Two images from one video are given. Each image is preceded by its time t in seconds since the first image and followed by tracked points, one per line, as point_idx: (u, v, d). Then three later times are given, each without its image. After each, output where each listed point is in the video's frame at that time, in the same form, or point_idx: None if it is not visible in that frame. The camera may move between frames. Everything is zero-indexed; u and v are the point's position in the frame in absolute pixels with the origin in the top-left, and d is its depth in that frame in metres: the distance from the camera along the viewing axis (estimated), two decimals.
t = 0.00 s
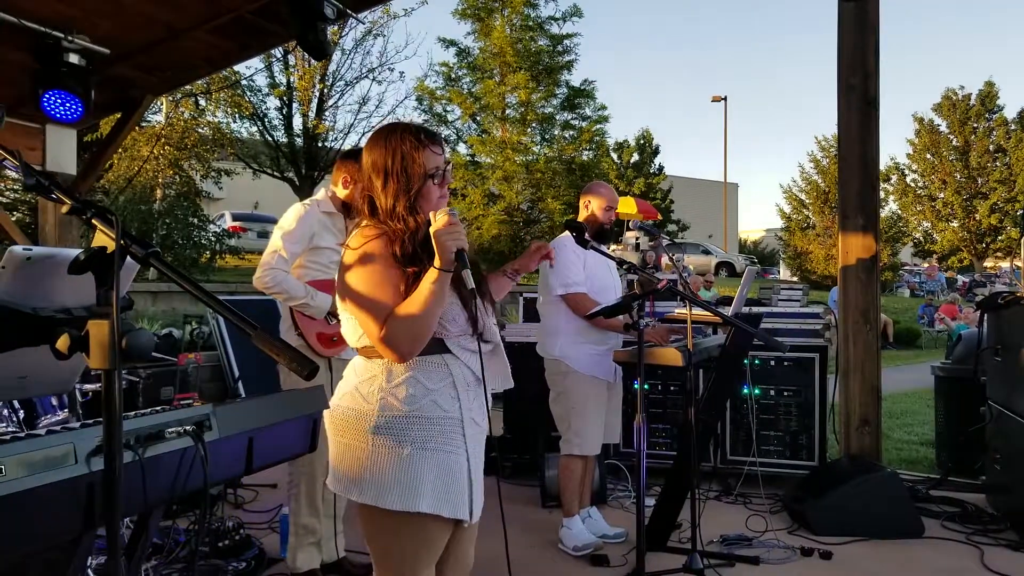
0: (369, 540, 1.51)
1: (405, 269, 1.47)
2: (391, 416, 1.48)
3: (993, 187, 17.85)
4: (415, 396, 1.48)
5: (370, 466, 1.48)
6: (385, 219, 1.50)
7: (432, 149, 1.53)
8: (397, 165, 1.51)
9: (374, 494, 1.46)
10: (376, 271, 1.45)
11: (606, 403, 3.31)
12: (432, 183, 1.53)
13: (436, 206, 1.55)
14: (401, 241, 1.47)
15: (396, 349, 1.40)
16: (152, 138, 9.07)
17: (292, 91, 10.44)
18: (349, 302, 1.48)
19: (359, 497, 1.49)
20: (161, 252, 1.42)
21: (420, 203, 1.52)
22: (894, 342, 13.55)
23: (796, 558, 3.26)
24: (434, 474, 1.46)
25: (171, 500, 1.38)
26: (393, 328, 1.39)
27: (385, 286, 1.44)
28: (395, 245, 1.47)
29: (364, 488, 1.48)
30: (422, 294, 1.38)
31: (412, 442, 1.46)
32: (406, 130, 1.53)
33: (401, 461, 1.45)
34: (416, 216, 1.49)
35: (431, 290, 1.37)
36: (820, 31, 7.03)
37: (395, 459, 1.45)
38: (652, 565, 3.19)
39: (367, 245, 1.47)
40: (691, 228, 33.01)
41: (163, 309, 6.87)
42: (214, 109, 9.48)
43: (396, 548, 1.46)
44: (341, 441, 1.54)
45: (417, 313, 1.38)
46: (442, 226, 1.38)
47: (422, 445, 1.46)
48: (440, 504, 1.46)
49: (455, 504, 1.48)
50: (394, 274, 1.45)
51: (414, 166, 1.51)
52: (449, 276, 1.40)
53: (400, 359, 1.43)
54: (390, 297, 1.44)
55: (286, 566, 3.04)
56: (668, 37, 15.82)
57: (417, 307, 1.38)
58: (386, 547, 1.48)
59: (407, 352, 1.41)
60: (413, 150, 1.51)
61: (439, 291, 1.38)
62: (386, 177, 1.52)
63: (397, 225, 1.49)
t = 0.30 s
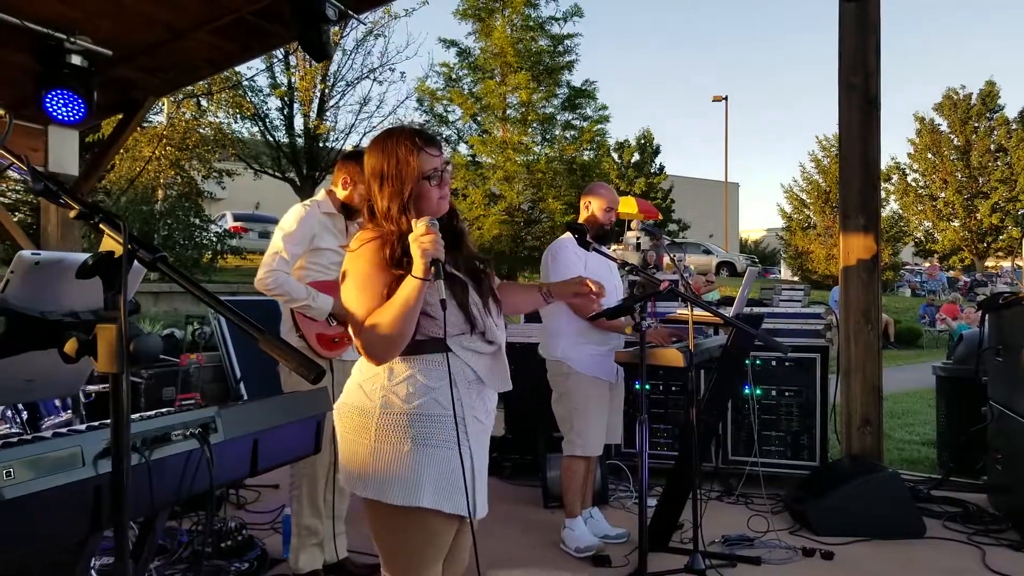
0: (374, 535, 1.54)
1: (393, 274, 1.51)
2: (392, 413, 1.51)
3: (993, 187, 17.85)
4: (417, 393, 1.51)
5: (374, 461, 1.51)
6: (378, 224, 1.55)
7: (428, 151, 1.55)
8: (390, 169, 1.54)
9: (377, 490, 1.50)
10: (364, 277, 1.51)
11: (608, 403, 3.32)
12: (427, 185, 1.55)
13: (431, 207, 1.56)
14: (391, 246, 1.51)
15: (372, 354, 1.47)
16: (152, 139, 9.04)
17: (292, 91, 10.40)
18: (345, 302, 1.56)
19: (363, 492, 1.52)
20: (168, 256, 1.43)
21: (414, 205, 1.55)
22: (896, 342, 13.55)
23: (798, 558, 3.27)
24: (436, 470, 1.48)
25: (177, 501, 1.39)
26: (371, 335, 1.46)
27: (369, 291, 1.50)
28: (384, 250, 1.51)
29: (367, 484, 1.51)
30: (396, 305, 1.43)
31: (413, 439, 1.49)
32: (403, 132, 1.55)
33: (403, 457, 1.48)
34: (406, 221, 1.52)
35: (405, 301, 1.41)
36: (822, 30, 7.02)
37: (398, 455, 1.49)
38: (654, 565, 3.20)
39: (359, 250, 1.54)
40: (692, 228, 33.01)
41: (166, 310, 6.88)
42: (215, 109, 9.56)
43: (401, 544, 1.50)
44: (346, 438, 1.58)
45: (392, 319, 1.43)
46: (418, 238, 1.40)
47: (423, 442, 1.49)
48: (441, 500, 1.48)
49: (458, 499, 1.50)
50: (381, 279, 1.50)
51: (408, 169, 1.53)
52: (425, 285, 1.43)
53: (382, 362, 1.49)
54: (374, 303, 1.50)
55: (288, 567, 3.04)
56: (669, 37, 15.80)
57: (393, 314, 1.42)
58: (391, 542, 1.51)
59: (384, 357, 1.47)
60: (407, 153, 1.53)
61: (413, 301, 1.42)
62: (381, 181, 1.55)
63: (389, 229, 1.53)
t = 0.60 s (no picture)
0: (386, 532, 1.59)
1: (391, 278, 1.54)
2: (397, 414, 1.55)
3: (994, 186, 17.86)
4: (420, 395, 1.54)
5: (380, 462, 1.55)
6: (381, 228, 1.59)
7: (432, 158, 1.57)
8: (394, 175, 1.57)
9: (384, 489, 1.55)
10: (364, 280, 1.56)
11: (611, 405, 3.32)
12: (429, 190, 1.57)
13: (433, 212, 1.59)
14: (390, 251, 1.55)
15: (364, 357, 1.52)
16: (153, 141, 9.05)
17: (293, 93, 10.40)
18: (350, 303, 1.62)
19: (371, 491, 1.57)
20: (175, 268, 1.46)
21: (418, 209, 1.57)
22: (897, 342, 13.56)
23: (800, 559, 3.28)
24: (440, 472, 1.52)
25: (184, 507, 1.41)
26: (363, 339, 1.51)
27: (368, 294, 1.55)
28: (383, 254, 1.55)
29: (374, 484, 1.56)
30: (386, 312, 1.47)
31: (417, 440, 1.53)
32: (409, 138, 1.58)
33: (407, 457, 1.52)
34: (406, 227, 1.55)
35: (394, 309, 1.45)
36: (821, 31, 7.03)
37: (403, 456, 1.53)
38: (655, 567, 3.21)
39: (362, 253, 1.58)
40: (692, 228, 33.03)
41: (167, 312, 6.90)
42: (216, 112, 9.69)
43: (410, 542, 1.55)
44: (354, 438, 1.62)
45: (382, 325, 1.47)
46: (408, 248, 1.42)
47: (427, 444, 1.52)
48: (443, 499, 1.52)
49: (462, 500, 1.54)
50: (380, 284, 1.54)
51: (411, 174, 1.55)
52: (415, 293, 1.45)
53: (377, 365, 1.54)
54: (371, 306, 1.54)
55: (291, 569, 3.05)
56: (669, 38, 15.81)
57: (384, 320, 1.47)
58: (401, 540, 1.56)
59: (375, 361, 1.52)
60: (410, 159, 1.55)
61: (401, 309, 1.45)
62: (385, 186, 1.59)
63: (390, 234, 1.56)
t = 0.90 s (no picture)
0: (394, 532, 1.61)
1: (398, 281, 1.56)
2: (400, 417, 1.56)
3: (995, 186, 17.86)
4: (423, 397, 1.55)
5: (385, 465, 1.57)
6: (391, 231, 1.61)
7: (442, 162, 1.59)
8: (405, 180, 1.60)
9: (388, 489, 1.57)
10: (372, 282, 1.58)
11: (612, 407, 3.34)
12: (439, 194, 1.59)
13: (443, 216, 1.61)
14: (399, 254, 1.57)
15: (369, 358, 1.53)
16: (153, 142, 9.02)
17: (294, 93, 10.37)
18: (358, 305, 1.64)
19: (377, 492, 1.59)
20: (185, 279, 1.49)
21: (428, 213, 1.60)
22: (897, 342, 13.57)
23: (800, 561, 3.29)
24: (443, 475, 1.53)
25: (192, 513, 1.43)
26: (370, 340, 1.52)
27: (376, 297, 1.56)
28: (391, 257, 1.57)
29: (379, 484, 1.58)
30: (392, 314, 1.48)
31: (420, 440, 1.54)
32: (421, 144, 1.61)
33: (411, 458, 1.54)
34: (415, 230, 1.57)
35: (400, 312, 1.47)
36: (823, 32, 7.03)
37: (407, 459, 1.54)
38: (656, 568, 3.22)
39: (371, 255, 1.61)
40: (692, 228, 33.02)
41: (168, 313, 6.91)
42: (217, 112, 9.56)
43: (416, 541, 1.57)
44: (360, 439, 1.64)
45: (389, 326, 1.48)
46: (415, 252, 1.44)
47: (431, 447, 1.54)
48: (446, 502, 1.53)
49: (466, 502, 1.55)
50: (388, 286, 1.56)
51: (422, 178, 1.58)
52: (420, 296, 1.46)
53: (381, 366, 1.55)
54: (379, 307, 1.56)
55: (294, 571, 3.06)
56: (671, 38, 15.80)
57: (390, 322, 1.48)
58: (408, 540, 1.58)
59: (381, 361, 1.53)
60: (421, 163, 1.58)
61: (407, 311, 1.46)
62: (395, 191, 1.62)
63: (400, 237, 1.58)
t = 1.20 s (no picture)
0: (396, 535, 1.62)
1: (408, 284, 1.57)
2: (407, 421, 1.57)
3: (995, 186, 17.88)
4: (429, 402, 1.57)
5: (390, 468, 1.58)
6: (399, 235, 1.62)
7: (451, 167, 1.62)
8: (412, 184, 1.62)
9: (392, 493, 1.58)
10: (379, 285, 1.59)
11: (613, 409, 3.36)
12: (447, 198, 1.61)
13: (451, 220, 1.63)
14: (407, 257, 1.58)
15: (376, 361, 1.55)
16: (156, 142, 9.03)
17: (295, 93, 10.36)
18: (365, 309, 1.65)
19: (381, 495, 1.60)
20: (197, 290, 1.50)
21: (437, 217, 1.62)
22: (897, 342, 13.59)
23: (800, 562, 3.30)
24: (448, 479, 1.55)
25: (200, 516, 1.47)
26: (379, 343, 1.53)
27: (384, 300, 1.57)
28: (399, 260, 1.58)
29: (384, 487, 1.60)
30: (402, 318, 1.49)
31: (426, 444, 1.56)
32: (429, 148, 1.63)
33: (416, 463, 1.56)
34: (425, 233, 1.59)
35: (411, 316, 1.48)
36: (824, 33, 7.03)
37: (412, 463, 1.56)
38: (657, 570, 3.24)
39: (379, 259, 1.62)
40: (693, 228, 33.03)
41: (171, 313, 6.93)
42: (218, 113, 9.68)
43: (419, 544, 1.58)
44: (365, 443, 1.66)
45: (399, 330, 1.50)
46: (427, 257, 1.45)
47: (437, 451, 1.55)
48: (452, 506, 1.55)
49: (471, 506, 1.56)
50: (396, 289, 1.57)
51: (431, 182, 1.60)
52: (431, 301, 1.48)
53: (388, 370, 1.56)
54: (387, 310, 1.57)
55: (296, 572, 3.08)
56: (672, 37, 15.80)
57: (401, 326, 1.49)
58: (410, 543, 1.60)
59: (389, 365, 1.54)
60: (430, 167, 1.60)
61: (417, 315, 1.47)
62: (403, 195, 1.64)
63: (408, 241, 1.60)
